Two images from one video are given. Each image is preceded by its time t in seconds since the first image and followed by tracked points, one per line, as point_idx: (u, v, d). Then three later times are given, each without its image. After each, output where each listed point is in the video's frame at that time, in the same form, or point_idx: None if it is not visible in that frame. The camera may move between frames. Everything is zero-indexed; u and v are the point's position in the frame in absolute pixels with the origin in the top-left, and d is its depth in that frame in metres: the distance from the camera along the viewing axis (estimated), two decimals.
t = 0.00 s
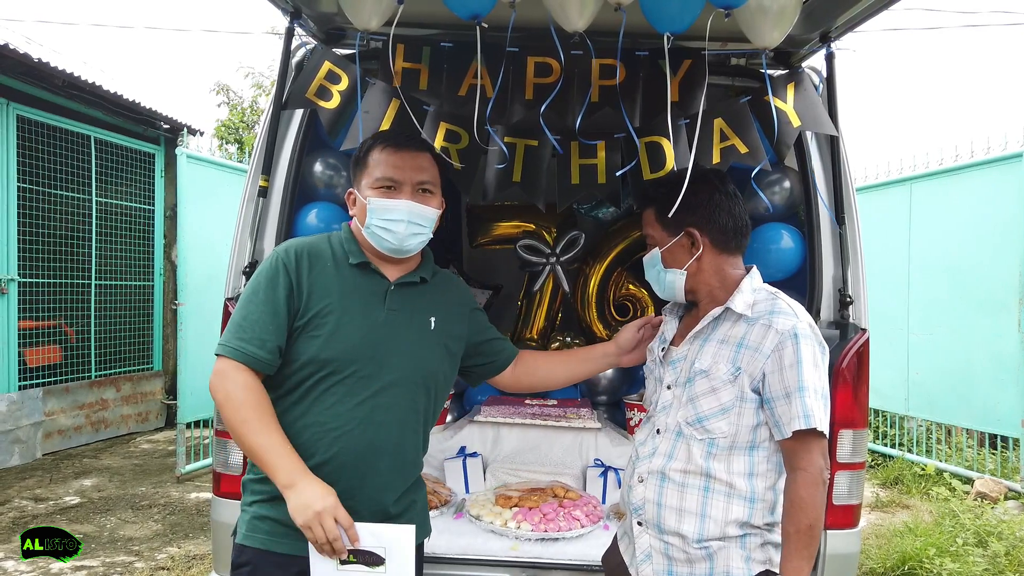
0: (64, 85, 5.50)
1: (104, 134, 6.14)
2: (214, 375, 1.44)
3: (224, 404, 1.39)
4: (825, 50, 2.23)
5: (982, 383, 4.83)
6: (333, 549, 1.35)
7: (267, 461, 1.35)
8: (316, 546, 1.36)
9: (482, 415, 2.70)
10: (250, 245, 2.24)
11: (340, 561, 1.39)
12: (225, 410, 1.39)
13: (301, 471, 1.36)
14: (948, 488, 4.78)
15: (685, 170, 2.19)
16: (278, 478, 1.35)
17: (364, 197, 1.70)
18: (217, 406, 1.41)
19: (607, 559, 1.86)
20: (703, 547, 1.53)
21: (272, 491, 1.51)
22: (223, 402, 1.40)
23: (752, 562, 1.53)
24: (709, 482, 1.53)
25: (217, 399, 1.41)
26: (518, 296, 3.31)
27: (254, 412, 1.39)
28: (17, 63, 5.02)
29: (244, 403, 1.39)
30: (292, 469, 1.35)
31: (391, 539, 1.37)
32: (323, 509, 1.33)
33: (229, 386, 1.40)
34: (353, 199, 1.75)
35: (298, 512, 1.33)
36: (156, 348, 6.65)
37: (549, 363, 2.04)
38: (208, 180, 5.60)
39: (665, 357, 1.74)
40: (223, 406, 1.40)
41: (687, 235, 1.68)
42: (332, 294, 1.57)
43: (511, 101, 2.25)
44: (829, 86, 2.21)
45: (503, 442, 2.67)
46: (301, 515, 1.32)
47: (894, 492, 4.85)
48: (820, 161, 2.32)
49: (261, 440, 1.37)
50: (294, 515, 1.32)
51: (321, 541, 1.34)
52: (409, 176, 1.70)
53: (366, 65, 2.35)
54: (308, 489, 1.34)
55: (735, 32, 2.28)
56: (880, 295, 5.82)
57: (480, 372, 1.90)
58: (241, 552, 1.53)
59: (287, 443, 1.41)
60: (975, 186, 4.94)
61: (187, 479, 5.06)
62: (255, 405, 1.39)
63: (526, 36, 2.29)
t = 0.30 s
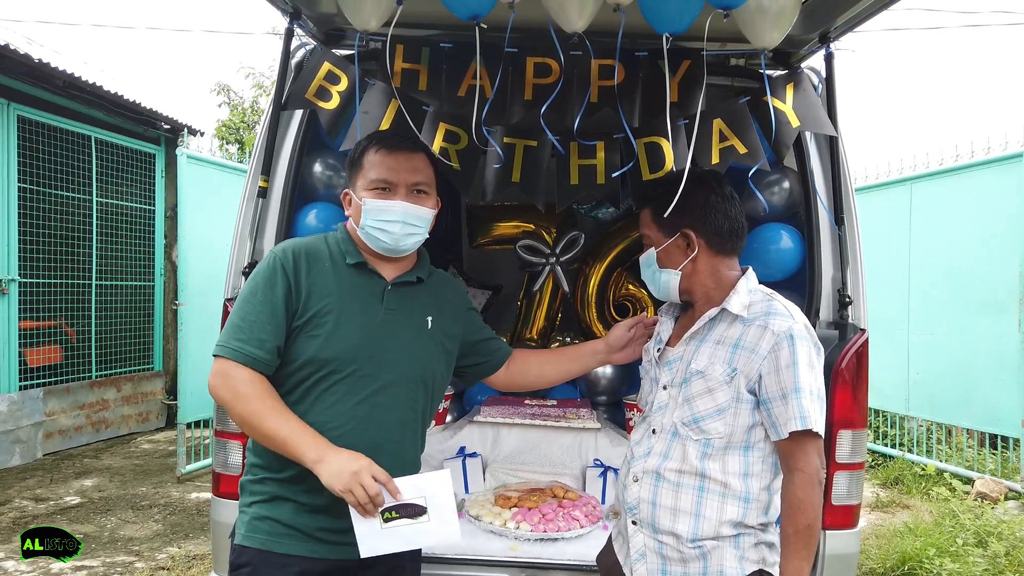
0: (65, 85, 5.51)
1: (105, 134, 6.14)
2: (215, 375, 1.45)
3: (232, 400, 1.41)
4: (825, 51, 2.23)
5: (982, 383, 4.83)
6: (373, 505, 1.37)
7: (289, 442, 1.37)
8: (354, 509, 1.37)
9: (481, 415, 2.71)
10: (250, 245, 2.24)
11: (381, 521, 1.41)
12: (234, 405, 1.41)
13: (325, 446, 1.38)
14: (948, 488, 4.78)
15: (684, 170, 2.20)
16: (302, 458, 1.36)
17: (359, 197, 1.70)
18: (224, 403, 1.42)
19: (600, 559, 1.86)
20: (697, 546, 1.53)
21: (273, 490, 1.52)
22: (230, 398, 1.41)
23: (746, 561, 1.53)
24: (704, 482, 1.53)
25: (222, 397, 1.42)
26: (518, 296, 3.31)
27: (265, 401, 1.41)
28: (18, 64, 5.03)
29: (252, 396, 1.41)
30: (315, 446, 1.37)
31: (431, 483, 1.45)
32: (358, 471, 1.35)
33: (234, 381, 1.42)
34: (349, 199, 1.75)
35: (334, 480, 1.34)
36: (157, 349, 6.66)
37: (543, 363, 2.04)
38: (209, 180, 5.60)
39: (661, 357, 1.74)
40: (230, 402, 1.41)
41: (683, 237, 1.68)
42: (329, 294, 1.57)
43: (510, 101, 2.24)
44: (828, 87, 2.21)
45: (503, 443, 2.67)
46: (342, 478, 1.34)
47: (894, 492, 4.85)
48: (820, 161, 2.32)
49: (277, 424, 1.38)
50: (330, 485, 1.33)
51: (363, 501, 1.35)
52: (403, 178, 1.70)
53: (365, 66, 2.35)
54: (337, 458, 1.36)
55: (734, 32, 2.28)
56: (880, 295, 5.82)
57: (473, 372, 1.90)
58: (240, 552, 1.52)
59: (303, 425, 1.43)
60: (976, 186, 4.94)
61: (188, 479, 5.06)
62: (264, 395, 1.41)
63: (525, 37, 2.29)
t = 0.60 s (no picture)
0: (65, 86, 5.51)
1: (106, 134, 6.15)
2: (215, 368, 1.45)
3: (235, 388, 1.42)
4: (823, 50, 2.23)
5: (983, 383, 4.83)
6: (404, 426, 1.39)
7: (302, 407, 1.39)
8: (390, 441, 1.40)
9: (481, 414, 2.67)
10: (249, 244, 2.24)
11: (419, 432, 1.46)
12: (238, 391, 1.42)
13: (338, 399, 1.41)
14: (948, 488, 4.78)
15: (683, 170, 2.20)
16: (321, 420, 1.39)
17: (360, 196, 1.70)
18: (228, 393, 1.43)
19: (596, 558, 1.85)
20: (693, 545, 1.53)
21: (272, 489, 1.52)
22: (235, 387, 1.42)
23: (742, 560, 1.54)
24: (701, 480, 1.53)
25: (225, 389, 1.43)
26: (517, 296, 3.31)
27: (270, 379, 1.42)
28: (18, 64, 5.03)
29: (255, 378, 1.41)
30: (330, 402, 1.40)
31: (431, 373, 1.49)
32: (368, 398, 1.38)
33: (234, 369, 1.42)
34: (349, 198, 1.75)
35: (355, 418, 1.37)
36: (157, 349, 6.67)
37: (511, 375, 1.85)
38: (208, 180, 5.60)
39: (659, 357, 1.74)
40: (237, 387, 1.42)
41: (680, 237, 1.68)
42: (327, 294, 1.57)
43: (508, 101, 2.23)
44: (827, 87, 2.21)
45: (502, 442, 2.67)
46: (360, 418, 1.37)
47: (894, 492, 4.85)
48: (818, 161, 2.32)
49: (287, 393, 1.40)
50: (354, 425, 1.37)
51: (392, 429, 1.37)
52: (405, 179, 1.70)
53: (364, 66, 2.35)
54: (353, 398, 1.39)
55: (733, 33, 2.28)
56: (880, 295, 5.82)
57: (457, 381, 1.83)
58: (237, 551, 1.51)
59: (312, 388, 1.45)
60: (976, 186, 4.94)
61: (188, 479, 5.06)
62: (267, 375, 1.43)
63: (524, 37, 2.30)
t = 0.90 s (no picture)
0: (65, 86, 5.52)
1: (106, 135, 6.15)
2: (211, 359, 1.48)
3: (231, 371, 1.44)
4: (822, 50, 2.23)
5: (982, 382, 4.83)
6: (378, 331, 1.38)
7: (299, 371, 1.42)
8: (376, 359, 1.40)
9: (479, 415, 2.68)
10: (247, 245, 2.25)
11: (395, 338, 1.43)
12: (234, 373, 1.44)
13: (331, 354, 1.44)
14: (948, 488, 4.78)
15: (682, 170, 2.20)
16: (319, 380, 1.42)
17: (368, 195, 1.68)
18: (223, 379, 1.44)
19: (592, 559, 1.85)
20: (691, 544, 1.52)
21: (267, 488, 1.52)
22: (230, 372, 1.44)
23: (740, 559, 1.54)
24: (699, 477, 1.53)
25: (221, 377, 1.44)
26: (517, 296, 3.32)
27: (264, 357, 1.45)
28: (18, 64, 5.03)
29: (250, 358, 1.44)
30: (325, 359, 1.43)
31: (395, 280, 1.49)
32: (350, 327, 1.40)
33: (229, 354, 1.45)
34: (355, 194, 1.73)
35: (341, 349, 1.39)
36: (158, 349, 6.67)
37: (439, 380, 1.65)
38: (208, 180, 5.61)
39: (655, 356, 1.74)
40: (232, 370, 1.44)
41: (675, 238, 1.69)
42: (321, 291, 1.57)
43: (507, 101, 2.23)
44: (826, 87, 2.21)
45: (501, 443, 2.67)
46: (348, 359, 1.38)
47: (894, 492, 4.85)
48: (817, 161, 2.31)
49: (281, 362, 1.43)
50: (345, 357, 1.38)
51: (366, 342, 1.38)
52: (419, 184, 1.69)
53: (363, 66, 2.36)
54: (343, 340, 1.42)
55: (732, 33, 2.28)
56: (880, 294, 5.82)
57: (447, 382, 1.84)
58: (234, 551, 1.50)
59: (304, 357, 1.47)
60: (975, 186, 4.94)
61: (188, 479, 5.07)
62: (260, 354, 1.45)
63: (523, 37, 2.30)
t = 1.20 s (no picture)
0: (66, 86, 5.52)
1: (106, 135, 6.15)
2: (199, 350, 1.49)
3: (216, 361, 1.44)
4: (822, 52, 2.23)
5: (983, 383, 4.83)
6: (348, 301, 1.36)
7: (280, 356, 1.41)
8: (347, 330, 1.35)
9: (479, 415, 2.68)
10: (248, 246, 2.25)
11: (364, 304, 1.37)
12: (219, 362, 1.44)
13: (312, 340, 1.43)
14: (948, 488, 4.78)
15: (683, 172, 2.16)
16: (299, 365, 1.40)
17: (377, 195, 1.68)
18: (209, 369, 1.45)
19: (591, 558, 1.85)
20: (691, 543, 1.52)
21: (265, 487, 1.53)
22: (216, 363, 1.44)
23: (739, 559, 1.54)
24: (698, 477, 1.53)
25: (209, 368, 1.45)
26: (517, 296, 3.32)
27: (248, 347, 1.45)
28: (19, 64, 5.04)
29: (235, 348, 1.44)
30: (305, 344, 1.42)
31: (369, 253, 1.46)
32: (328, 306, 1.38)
33: (217, 344, 1.45)
34: (360, 195, 1.72)
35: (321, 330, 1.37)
36: (158, 349, 6.68)
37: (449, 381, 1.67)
38: (208, 180, 5.61)
39: (653, 357, 1.74)
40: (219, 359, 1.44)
41: (682, 236, 1.69)
42: (317, 289, 1.57)
43: (507, 102, 2.24)
44: (825, 88, 2.21)
45: (502, 443, 2.68)
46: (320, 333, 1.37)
47: (894, 492, 4.86)
48: (816, 161, 2.32)
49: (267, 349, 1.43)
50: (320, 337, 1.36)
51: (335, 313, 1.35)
52: (430, 188, 1.71)
53: (363, 67, 2.36)
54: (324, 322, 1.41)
55: (732, 34, 2.28)
56: (880, 295, 5.83)
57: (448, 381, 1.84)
58: (230, 550, 1.52)
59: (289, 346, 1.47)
60: (975, 186, 4.94)
61: (188, 479, 5.07)
62: (245, 344, 1.45)
63: (523, 38, 2.31)
